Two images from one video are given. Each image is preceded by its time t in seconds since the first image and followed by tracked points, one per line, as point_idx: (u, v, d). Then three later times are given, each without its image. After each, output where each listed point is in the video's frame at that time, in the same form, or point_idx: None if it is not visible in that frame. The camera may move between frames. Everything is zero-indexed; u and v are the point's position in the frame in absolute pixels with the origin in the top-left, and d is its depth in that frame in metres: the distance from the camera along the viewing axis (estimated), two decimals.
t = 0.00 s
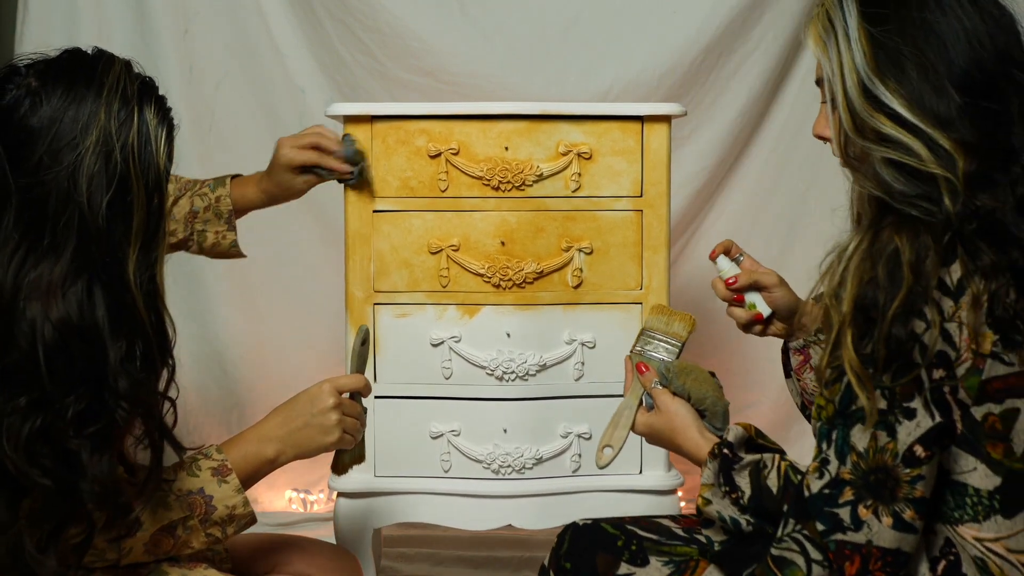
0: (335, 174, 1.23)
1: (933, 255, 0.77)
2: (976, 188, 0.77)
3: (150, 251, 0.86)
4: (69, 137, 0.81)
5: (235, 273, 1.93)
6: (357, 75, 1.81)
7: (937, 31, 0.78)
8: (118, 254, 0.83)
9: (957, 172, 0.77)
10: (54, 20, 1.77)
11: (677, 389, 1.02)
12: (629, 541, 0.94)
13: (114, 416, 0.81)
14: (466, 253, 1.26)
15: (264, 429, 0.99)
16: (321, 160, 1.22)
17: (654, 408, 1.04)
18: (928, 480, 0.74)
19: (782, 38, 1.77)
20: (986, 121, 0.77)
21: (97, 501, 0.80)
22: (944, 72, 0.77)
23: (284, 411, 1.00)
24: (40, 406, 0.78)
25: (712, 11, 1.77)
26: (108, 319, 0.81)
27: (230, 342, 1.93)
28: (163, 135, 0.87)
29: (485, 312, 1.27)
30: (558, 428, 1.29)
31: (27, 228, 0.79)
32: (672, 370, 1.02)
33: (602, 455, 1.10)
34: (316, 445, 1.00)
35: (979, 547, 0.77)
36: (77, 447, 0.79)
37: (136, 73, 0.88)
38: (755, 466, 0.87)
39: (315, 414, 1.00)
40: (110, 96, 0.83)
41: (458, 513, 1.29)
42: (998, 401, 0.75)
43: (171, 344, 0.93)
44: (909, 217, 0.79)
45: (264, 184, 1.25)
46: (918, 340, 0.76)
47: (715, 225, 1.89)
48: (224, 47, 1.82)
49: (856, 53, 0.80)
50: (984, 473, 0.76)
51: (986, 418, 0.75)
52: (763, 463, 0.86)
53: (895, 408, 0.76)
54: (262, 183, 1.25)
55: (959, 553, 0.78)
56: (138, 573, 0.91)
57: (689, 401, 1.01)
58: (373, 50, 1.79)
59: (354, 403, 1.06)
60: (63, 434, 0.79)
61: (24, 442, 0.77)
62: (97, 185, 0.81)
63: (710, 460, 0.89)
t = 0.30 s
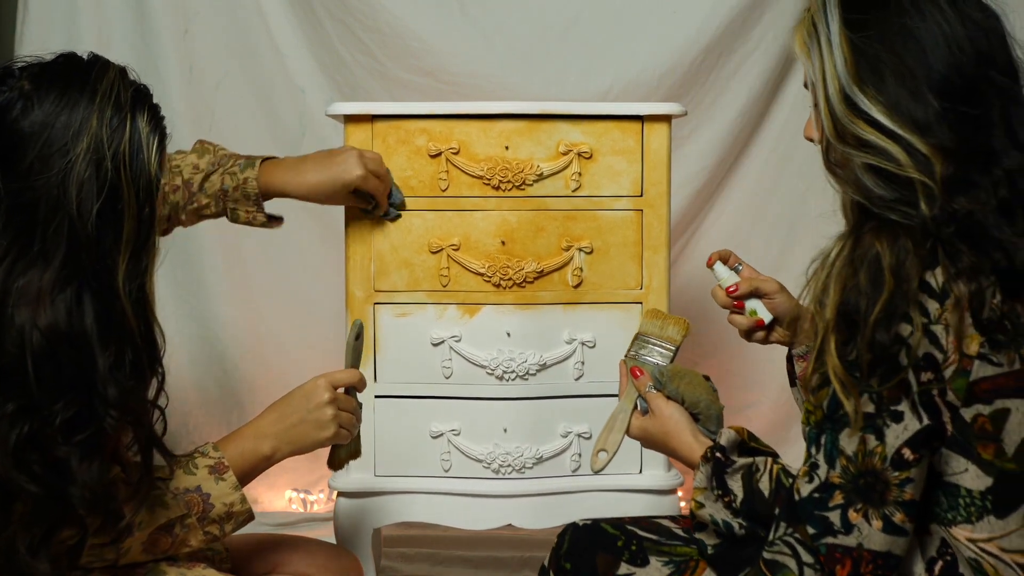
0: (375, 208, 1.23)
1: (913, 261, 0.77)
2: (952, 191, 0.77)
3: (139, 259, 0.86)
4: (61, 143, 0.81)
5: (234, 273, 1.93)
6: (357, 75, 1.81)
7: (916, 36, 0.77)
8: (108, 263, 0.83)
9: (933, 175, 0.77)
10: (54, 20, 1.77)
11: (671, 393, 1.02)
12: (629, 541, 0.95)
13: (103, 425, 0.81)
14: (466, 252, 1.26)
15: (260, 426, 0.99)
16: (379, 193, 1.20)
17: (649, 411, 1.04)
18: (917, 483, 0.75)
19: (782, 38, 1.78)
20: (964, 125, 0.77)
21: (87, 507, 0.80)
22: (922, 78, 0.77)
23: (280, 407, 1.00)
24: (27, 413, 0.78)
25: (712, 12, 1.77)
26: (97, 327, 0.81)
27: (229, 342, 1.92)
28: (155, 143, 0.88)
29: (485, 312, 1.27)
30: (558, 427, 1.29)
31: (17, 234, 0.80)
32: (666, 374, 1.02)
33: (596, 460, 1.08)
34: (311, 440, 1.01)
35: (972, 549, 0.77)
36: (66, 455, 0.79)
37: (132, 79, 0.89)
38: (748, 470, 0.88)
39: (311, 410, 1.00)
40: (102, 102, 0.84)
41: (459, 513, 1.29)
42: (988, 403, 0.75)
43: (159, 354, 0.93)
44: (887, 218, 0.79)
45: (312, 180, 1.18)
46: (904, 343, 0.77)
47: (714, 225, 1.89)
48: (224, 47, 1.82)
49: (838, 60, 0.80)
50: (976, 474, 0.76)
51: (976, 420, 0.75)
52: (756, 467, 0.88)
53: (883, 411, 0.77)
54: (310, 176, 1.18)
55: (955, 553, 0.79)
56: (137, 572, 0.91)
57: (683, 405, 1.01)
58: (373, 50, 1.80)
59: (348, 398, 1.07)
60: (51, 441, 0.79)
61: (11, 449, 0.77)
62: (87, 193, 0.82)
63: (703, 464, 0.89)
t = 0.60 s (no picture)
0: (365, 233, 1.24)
1: (863, 267, 0.80)
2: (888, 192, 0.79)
3: (133, 272, 0.87)
4: (57, 154, 0.83)
5: (234, 274, 1.92)
6: (357, 75, 1.81)
7: (864, 44, 0.78)
8: (103, 278, 0.84)
9: (867, 180, 0.79)
10: (54, 20, 1.76)
11: (673, 405, 1.02)
12: (629, 542, 0.95)
13: (91, 440, 0.81)
14: (466, 253, 1.26)
15: (259, 425, 0.99)
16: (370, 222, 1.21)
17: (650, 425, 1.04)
18: (898, 494, 0.77)
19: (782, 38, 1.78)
20: (908, 129, 0.78)
21: (67, 524, 0.80)
22: (867, 85, 0.78)
23: (279, 406, 1.00)
24: (16, 425, 0.78)
25: (712, 11, 1.77)
26: (89, 339, 0.82)
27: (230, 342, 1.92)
28: (150, 154, 0.90)
29: (485, 312, 1.27)
30: (558, 427, 1.29)
31: (10, 244, 0.81)
32: (668, 387, 1.02)
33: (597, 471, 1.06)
34: (312, 439, 1.00)
35: (962, 551, 0.79)
36: (52, 469, 0.79)
37: (132, 90, 0.92)
38: (742, 481, 0.87)
39: (310, 409, 1.00)
40: (99, 113, 0.86)
41: (459, 512, 1.29)
42: (965, 409, 0.76)
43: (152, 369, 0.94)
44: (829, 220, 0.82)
45: (296, 199, 1.15)
46: (877, 357, 0.79)
47: (714, 225, 1.89)
48: (224, 47, 1.82)
49: (795, 69, 0.82)
50: (960, 480, 0.78)
51: (955, 428, 0.76)
52: (750, 478, 0.87)
53: (858, 427, 0.79)
54: (296, 195, 1.15)
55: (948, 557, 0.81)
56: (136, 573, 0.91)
57: (684, 417, 1.02)
58: (373, 50, 1.80)
59: (347, 396, 1.06)
60: (38, 455, 0.79)
61: None
62: (82, 204, 0.83)
63: (699, 474, 0.89)
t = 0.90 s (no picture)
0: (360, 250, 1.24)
1: (817, 266, 0.84)
2: (812, 208, 0.86)
3: (128, 270, 0.88)
4: (48, 154, 0.83)
5: (234, 274, 1.93)
6: (356, 75, 1.81)
7: (833, 52, 0.84)
8: (98, 276, 0.85)
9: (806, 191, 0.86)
10: (55, 20, 1.76)
11: (654, 408, 1.03)
12: (626, 542, 0.95)
13: (96, 440, 0.82)
14: (466, 253, 1.26)
15: (255, 423, 0.99)
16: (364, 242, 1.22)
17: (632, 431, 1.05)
18: (879, 497, 0.77)
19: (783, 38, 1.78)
20: (860, 138, 0.83)
21: (79, 522, 0.80)
22: (827, 92, 0.84)
23: (275, 403, 1.00)
24: (18, 428, 0.79)
25: (713, 11, 1.77)
26: (87, 338, 0.83)
27: (230, 342, 1.92)
28: (143, 153, 0.90)
29: (485, 312, 1.27)
30: (558, 427, 1.29)
31: (3, 244, 0.81)
32: (648, 390, 1.04)
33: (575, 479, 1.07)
34: (309, 435, 1.01)
35: (951, 552, 0.79)
36: (58, 469, 0.80)
37: (121, 90, 0.91)
38: (726, 483, 0.90)
39: (307, 404, 1.01)
40: (91, 112, 0.86)
41: (459, 512, 1.29)
42: (945, 413, 0.77)
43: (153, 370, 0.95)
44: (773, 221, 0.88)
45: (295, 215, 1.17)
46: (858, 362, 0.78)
47: (715, 225, 1.89)
48: (224, 47, 1.82)
49: (770, 67, 0.89)
50: (945, 483, 0.78)
51: (936, 431, 0.77)
52: (734, 480, 0.89)
53: (837, 431, 0.79)
54: (297, 209, 1.17)
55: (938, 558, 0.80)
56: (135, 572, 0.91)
57: (666, 420, 1.03)
58: (373, 50, 1.79)
59: (343, 391, 1.06)
60: (43, 455, 0.79)
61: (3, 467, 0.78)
62: (74, 203, 0.83)
63: (685, 476, 0.92)
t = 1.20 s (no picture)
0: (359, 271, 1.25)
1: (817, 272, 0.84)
2: (813, 214, 0.86)
3: (127, 256, 0.88)
4: (44, 146, 0.83)
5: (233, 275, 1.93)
6: (356, 75, 1.81)
7: (840, 54, 0.84)
8: (101, 262, 0.84)
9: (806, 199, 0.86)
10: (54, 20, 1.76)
11: (650, 381, 1.13)
12: (626, 543, 0.95)
13: (102, 427, 0.82)
14: (466, 253, 1.26)
15: (251, 419, 0.99)
16: (365, 264, 1.22)
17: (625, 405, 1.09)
18: (870, 497, 0.78)
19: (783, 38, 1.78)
20: (866, 141, 0.84)
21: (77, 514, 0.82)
22: (834, 95, 0.84)
23: (270, 400, 1.00)
24: (29, 420, 0.79)
25: (713, 11, 1.77)
26: (93, 328, 0.83)
27: (230, 342, 1.92)
28: (137, 138, 0.89)
29: (485, 312, 1.27)
30: (558, 427, 1.29)
31: (6, 242, 0.81)
32: (643, 365, 1.13)
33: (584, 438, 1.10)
34: (304, 431, 1.01)
35: (954, 549, 0.79)
36: (66, 458, 0.80)
37: (109, 78, 0.91)
38: (722, 457, 0.93)
39: (302, 400, 1.01)
40: (82, 101, 0.86)
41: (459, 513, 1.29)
42: (950, 410, 0.77)
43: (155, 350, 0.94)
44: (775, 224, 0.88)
45: (295, 246, 1.19)
46: (863, 360, 0.78)
47: (715, 226, 1.88)
48: (224, 47, 1.82)
49: (774, 70, 0.89)
50: (949, 480, 0.79)
51: (941, 428, 0.77)
52: (730, 455, 0.92)
53: (837, 427, 0.80)
54: (294, 240, 1.19)
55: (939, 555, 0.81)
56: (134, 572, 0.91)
57: (660, 392, 1.12)
58: (373, 50, 1.79)
59: (338, 388, 1.06)
60: (53, 448, 0.80)
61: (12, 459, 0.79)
62: (75, 194, 0.83)
63: (686, 440, 0.94)
